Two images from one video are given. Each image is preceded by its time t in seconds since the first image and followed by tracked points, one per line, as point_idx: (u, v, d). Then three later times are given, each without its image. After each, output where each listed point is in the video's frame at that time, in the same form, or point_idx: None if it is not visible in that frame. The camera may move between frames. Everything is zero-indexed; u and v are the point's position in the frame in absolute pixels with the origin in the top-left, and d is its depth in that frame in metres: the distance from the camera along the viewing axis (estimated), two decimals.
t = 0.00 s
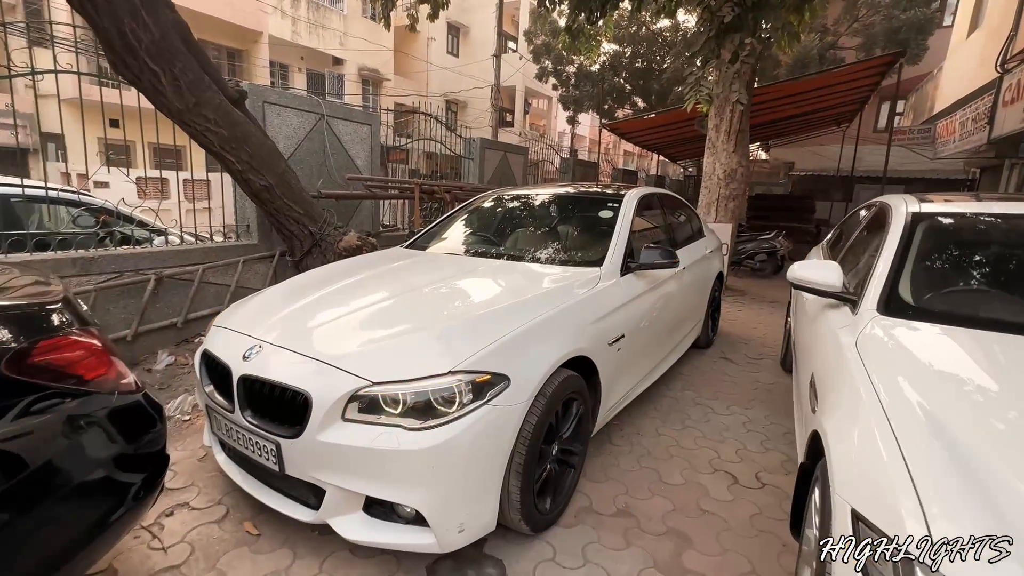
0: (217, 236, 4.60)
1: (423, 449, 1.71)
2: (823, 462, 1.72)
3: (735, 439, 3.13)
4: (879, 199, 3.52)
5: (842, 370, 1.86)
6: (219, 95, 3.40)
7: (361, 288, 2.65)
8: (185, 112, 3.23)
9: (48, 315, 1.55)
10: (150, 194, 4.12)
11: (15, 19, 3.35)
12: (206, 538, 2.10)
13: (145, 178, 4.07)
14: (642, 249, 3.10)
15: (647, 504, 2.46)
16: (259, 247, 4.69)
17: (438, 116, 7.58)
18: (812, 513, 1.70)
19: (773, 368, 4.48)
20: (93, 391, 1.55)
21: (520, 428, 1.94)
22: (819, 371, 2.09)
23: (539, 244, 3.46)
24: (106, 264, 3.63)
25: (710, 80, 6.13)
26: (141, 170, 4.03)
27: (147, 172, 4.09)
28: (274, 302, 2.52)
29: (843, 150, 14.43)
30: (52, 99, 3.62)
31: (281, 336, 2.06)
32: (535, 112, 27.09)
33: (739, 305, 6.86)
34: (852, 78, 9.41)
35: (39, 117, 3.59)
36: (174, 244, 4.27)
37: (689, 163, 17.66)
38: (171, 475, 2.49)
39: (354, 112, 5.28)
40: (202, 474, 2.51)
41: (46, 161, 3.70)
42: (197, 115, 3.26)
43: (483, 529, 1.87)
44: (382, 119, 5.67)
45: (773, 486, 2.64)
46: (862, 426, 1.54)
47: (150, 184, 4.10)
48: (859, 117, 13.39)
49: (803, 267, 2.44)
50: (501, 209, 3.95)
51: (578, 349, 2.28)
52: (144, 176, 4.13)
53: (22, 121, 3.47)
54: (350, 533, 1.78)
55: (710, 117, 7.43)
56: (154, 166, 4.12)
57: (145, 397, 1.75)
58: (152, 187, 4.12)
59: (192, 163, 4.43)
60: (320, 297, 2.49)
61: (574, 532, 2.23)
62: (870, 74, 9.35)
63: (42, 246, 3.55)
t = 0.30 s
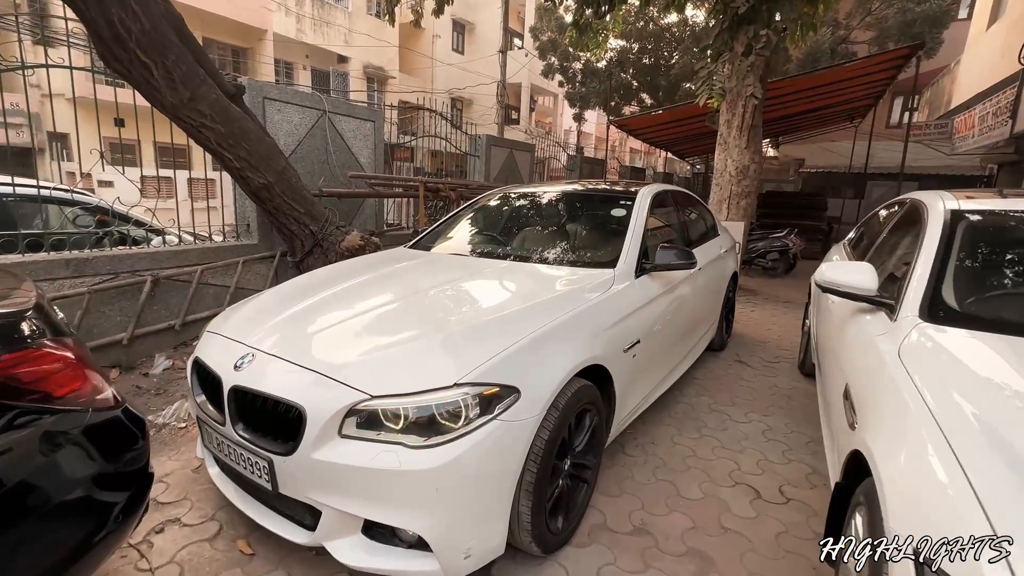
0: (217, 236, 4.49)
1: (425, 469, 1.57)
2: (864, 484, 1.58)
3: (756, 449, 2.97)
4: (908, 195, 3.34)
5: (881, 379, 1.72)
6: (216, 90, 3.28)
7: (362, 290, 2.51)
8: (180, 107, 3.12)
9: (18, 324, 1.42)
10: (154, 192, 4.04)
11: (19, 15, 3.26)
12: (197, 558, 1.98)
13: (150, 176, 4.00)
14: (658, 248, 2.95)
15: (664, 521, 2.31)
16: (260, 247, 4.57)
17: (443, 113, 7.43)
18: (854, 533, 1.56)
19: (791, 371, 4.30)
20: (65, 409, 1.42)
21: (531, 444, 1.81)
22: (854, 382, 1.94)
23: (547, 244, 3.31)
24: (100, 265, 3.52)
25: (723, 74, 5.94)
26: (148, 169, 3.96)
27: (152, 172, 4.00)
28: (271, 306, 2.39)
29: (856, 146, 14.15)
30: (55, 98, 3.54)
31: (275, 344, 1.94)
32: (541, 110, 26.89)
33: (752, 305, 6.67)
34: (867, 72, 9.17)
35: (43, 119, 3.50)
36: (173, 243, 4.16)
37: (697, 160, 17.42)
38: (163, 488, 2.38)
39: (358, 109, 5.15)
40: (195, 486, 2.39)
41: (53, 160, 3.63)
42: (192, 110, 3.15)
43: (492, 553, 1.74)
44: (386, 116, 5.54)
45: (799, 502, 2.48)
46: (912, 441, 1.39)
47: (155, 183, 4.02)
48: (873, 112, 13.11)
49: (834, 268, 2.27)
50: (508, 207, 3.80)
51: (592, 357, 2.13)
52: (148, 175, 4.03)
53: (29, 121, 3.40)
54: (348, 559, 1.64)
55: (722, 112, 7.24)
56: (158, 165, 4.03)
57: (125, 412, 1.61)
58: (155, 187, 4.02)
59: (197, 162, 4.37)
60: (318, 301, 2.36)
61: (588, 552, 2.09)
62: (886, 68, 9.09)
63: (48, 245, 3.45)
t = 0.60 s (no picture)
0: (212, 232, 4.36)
1: (419, 490, 1.41)
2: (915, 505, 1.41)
3: (777, 458, 2.78)
4: (941, 185, 3.12)
5: (929, 385, 1.54)
6: (205, 78, 3.13)
7: (357, 288, 2.35)
8: (165, 95, 2.97)
9: None
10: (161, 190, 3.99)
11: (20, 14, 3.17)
12: None
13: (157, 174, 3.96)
14: (673, 243, 2.77)
15: (682, 538, 2.13)
16: (256, 244, 4.42)
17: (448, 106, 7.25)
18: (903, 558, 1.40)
19: (810, 373, 4.10)
20: (12, 425, 1.26)
21: (538, 460, 1.64)
22: (896, 390, 1.75)
23: (554, 239, 3.13)
24: (88, 263, 3.38)
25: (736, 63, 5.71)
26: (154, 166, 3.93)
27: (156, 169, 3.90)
28: (259, 305, 2.23)
29: (870, 139, 13.81)
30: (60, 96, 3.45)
31: (258, 348, 1.78)
32: (547, 105, 26.63)
33: (766, 303, 6.45)
34: (884, 62, 8.87)
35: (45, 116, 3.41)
36: (166, 240, 4.01)
37: (706, 155, 17.12)
38: (145, 499, 2.24)
39: (358, 101, 4.99)
40: (179, 498, 2.25)
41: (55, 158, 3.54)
42: (178, 99, 3.00)
43: None
44: (387, 108, 5.36)
45: (828, 517, 2.30)
46: (972, 450, 1.22)
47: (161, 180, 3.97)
48: (888, 104, 12.77)
49: (871, 262, 2.07)
50: (513, 201, 3.62)
51: (604, 361, 1.96)
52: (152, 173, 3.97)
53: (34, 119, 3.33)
54: None
55: (735, 103, 7.00)
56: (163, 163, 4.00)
57: (84, 425, 1.45)
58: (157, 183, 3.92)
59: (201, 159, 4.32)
60: (308, 300, 2.20)
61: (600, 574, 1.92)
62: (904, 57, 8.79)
63: (32, 245, 3.29)
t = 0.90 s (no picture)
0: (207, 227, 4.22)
1: (417, 510, 1.25)
2: (982, 529, 1.24)
3: (802, 464, 2.61)
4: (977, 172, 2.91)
5: (982, 391, 1.38)
6: (193, 61, 2.99)
7: (353, 282, 2.19)
8: (150, 80, 2.82)
9: None
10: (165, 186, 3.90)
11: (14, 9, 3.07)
12: None
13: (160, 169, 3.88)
14: (691, 235, 2.59)
15: (704, 554, 1.96)
16: (253, 238, 4.28)
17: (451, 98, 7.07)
18: None
19: (830, 371, 3.91)
20: None
21: (549, 473, 1.47)
22: (948, 394, 1.57)
23: (562, 232, 2.96)
24: (75, 258, 3.26)
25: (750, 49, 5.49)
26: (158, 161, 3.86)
27: (160, 166, 3.82)
28: (246, 301, 2.08)
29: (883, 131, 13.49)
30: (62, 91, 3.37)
31: (242, 348, 1.63)
32: (552, 99, 26.35)
33: (780, 299, 6.24)
34: (901, 50, 8.58)
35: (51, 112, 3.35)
36: (159, 235, 3.86)
37: (715, 149, 16.83)
38: (128, 509, 2.10)
39: (358, 90, 4.83)
40: (164, 508, 2.11)
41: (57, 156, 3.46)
42: (164, 84, 2.86)
43: None
44: (389, 98, 5.20)
45: (861, 530, 2.12)
46: None
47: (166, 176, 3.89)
48: (903, 95, 12.44)
49: (917, 252, 1.90)
50: (518, 193, 3.45)
51: (619, 363, 1.79)
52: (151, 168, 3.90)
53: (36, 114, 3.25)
54: None
55: (747, 93, 6.77)
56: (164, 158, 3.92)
57: (42, 436, 1.30)
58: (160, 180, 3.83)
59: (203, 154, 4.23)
60: (300, 295, 2.03)
61: None
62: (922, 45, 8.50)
63: (16, 238, 3.18)
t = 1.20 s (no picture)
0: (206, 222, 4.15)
1: (415, 516, 1.17)
2: None
3: (818, 463, 2.51)
4: (999, 160, 2.81)
5: (1015, 388, 1.31)
6: (186, 49, 2.91)
7: (351, 275, 2.11)
8: (142, 68, 2.74)
9: None
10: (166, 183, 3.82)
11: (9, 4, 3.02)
12: None
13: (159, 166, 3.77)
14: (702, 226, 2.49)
15: (718, 558, 1.88)
16: (253, 233, 4.21)
17: (453, 91, 6.96)
18: None
19: (843, 367, 3.81)
20: None
21: (557, 476, 1.39)
22: (981, 392, 1.47)
23: (567, 225, 2.87)
24: (70, 253, 3.20)
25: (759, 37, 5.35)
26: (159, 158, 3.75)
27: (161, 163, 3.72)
28: (240, 294, 2.00)
29: (892, 124, 13.28)
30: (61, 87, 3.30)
31: (233, 343, 1.55)
32: (556, 94, 26.16)
33: (789, 293, 6.13)
34: (913, 39, 8.39)
35: (51, 108, 3.30)
36: (156, 230, 3.79)
37: (721, 143, 16.63)
38: (120, 511, 2.03)
39: (359, 82, 4.74)
40: (158, 509, 2.04)
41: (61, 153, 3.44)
42: (157, 72, 2.78)
43: None
44: (390, 91, 5.11)
45: (882, 533, 2.03)
46: None
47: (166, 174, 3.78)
48: (913, 86, 12.23)
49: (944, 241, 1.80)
50: (521, 185, 3.36)
51: (629, 359, 1.70)
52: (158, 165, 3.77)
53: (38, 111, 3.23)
54: None
55: (756, 84, 6.64)
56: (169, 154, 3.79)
57: (17, 437, 1.23)
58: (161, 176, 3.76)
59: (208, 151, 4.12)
60: (295, 289, 1.95)
61: None
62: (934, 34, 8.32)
63: (8, 233, 3.11)
